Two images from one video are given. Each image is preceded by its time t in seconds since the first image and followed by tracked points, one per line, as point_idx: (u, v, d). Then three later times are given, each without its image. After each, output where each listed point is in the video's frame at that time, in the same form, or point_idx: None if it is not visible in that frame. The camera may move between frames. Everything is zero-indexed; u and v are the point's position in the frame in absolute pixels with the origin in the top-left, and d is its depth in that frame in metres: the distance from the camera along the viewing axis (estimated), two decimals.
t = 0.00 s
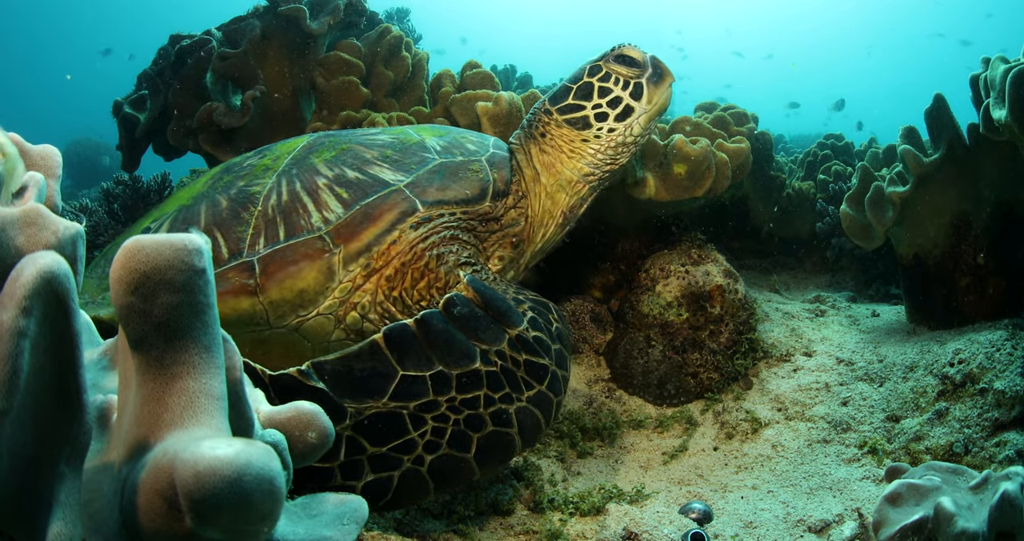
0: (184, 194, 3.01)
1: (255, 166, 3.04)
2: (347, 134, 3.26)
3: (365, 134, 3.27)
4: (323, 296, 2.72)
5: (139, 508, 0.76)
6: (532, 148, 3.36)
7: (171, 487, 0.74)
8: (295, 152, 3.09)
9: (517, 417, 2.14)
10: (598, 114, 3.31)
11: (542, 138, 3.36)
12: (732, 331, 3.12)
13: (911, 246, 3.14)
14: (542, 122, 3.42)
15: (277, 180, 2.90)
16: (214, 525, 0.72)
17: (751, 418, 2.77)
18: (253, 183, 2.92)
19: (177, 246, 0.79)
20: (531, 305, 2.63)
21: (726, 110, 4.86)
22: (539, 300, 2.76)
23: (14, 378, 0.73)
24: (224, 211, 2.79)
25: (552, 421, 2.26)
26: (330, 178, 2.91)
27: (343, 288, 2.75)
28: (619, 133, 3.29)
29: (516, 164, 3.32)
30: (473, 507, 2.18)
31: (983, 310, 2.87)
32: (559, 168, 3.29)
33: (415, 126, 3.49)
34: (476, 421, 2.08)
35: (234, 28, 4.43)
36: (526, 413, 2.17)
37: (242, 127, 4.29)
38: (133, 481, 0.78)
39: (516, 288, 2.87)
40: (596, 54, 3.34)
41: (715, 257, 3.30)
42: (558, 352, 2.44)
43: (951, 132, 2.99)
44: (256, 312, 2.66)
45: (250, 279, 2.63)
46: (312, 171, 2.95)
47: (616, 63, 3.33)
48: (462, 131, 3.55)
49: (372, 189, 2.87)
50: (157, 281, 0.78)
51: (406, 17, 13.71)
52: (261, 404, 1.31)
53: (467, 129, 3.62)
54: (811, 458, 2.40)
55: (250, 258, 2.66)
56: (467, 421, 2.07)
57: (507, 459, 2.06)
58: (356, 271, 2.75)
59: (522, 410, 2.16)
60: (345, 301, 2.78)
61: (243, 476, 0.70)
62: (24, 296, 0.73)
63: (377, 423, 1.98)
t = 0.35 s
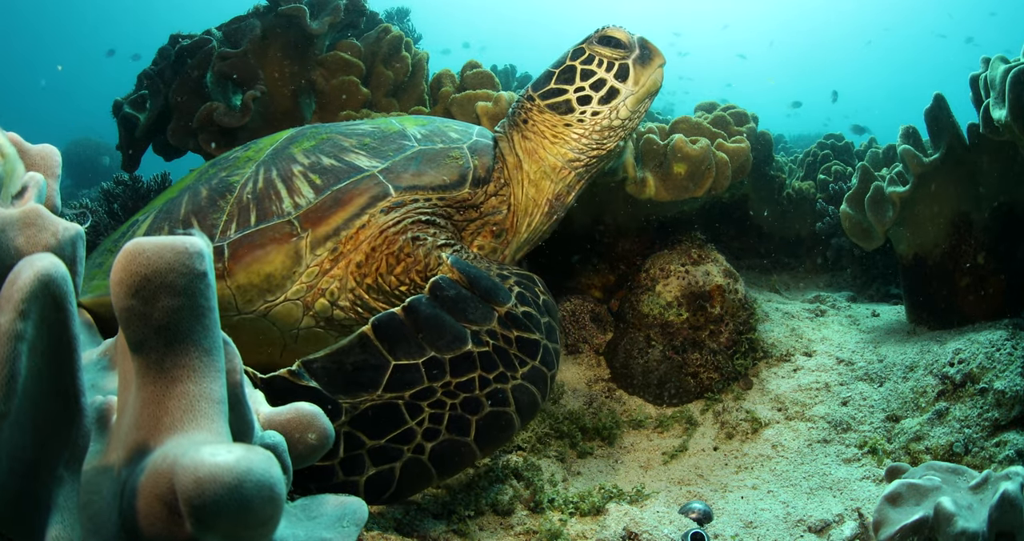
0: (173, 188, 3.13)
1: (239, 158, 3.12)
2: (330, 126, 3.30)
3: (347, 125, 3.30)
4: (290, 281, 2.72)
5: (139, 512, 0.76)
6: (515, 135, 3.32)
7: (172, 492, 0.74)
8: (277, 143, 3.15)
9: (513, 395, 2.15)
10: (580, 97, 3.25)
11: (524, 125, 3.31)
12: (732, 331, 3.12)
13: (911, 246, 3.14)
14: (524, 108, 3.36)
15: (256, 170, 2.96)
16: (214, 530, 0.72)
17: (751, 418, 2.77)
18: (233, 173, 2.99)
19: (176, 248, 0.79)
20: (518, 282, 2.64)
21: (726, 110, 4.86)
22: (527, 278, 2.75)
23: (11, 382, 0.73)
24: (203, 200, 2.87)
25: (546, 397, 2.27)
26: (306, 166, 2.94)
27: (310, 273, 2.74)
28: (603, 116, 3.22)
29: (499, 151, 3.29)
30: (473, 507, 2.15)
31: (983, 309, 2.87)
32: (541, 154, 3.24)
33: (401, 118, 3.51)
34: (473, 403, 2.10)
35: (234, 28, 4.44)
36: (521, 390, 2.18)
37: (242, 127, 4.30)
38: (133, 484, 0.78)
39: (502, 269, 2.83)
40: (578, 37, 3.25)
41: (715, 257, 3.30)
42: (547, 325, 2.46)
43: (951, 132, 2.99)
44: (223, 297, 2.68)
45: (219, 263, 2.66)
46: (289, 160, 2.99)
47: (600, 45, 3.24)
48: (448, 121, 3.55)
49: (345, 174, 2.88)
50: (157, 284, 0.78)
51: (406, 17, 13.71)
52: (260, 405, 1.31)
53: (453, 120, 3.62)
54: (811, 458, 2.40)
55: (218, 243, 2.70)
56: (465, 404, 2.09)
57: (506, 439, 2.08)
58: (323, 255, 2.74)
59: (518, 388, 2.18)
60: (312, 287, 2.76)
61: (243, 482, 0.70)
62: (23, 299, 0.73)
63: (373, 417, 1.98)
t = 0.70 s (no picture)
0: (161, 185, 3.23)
1: (223, 153, 3.22)
2: (312, 120, 3.38)
3: (330, 120, 3.37)
4: (264, 270, 2.74)
5: (140, 511, 0.76)
6: (496, 126, 3.30)
7: (173, 490, 0.74)
8: (260, 138, 3.24)
9: (501, 370, 2.17)
10: (560, 85, 3.23)
11: (505, 115, 3.30)
12: (732, 331, 3.12)
13: (912, 246, 3.13)
14: (504, 99, 3.34)
15: (237, 163, 3.05)
16: (215, 528, 0.72)
17: (751, 418, 2.77)
18: (216, 167, 3.09)
19: (176, 247, 0.79)
20: (499, 257, 2.64)
21: (726, 110, 4.86)
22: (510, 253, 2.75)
23: (13, 381, 0.73)
24: (186, 193, 2.97)
25: (535, 371, 2.28)
26: (285, 157, 3.01)
27: (284, 261, 2.77)
28: (583, 104, 3.20)
29: (481, 142, 3.29)
30: (473, 506, 2.13)
31: (985, 310, 2.87)
32: (522, 144, 3.22)
33: (385, 112, 3.57)
34: (460, 382, 2.11)
35: (234, 28, 4.44)
36: (508, 365, 2.20)
37: (242, 127, 4.30)
38: (134, 483, 0.78)
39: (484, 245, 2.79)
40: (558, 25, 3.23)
41: (715, 257, 3.30)
42: (530, 299, 2.47)
43: (951, 132, 2.99)
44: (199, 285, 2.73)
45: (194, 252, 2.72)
46: (270, 152, 3.07)
47: (579, 32, 3.22)
48: (430, 114, 3.61)
49: (322, 164, 2.93)
50: (157, 282, 0.78)
51: (406, 17, 13.71)
52: (261, 405, 1.31)
53: (436, 113, 3.68)
54: (811, 458, 2.40)
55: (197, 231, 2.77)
56: (452, 383, 2.10)
57: (499, 415, 2.09)
58: (297, 243, 2.78)
59: (505, 363, 2.20)
60: (287, 275, 2.78)
61: (244, 479, 0.70)
62: (24, 299, 0.73)
63: (361, 403, 1.99)
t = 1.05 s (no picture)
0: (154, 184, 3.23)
1: (216, 150, 3.23)
2: (305, 117, 3.38)
3: (322, 116, 3.36)
4: (259, 262, 2.74)
5: (140, 510, 0.76)
6: (484, 120, 3.36)
7: (173, 488, 0.74)
8: (252, 135, 3.24)
9: (493, 357, 2.17)
10: (544, 78, 3.27)
11: (491, 109, 3.35)
12: (732, 331, 3.12)
13: (912, 245, 3.14)
14: (491, 93, 3.40)
15: (230, 159, 3.05)
16: (216, 527, 0.72)
17: (751, 417, 2.77)
18: (209, 164, 3.10)
19: (176, 245, 0.79)
20: (490, 243, 2.65)
21: (726, 110, 4.85)
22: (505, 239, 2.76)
23: (13, 380, 0.73)
24: (180, 189, 2.98)
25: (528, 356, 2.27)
26: (278, 152, 3.01)
27: (279, 253, 2.77)
28: (568, 96, 3.24)
29: (471, 135, 3.34)
30: (473, 506, 2.13)
31: (984, 311, 2.85)
32: (508, 136, 3.26)
33: (377, 108, 3.56)
34: (454, 372, 2.10)
35: (234, 28, 4.44)
36: (500, 351, 2.19)
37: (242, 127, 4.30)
38: (134, 482, 0.78)
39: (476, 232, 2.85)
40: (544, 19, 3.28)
41: (715, 257, 3.30)
42: (523, 285, 2.47)
43: (950, 131, 2.99)
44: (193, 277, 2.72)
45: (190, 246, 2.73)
46: (262, 147, 3.07)
47: (564, 25, 3.27)
48: (422, 109, 3.61)
49: (315, 158, 2.93)
50: (157, 281, 0.78)
51: (406, 17, 13.69)
52: (261, 404, 1.31)
53: (428, 108, 3.68)
54: (811, 458, 2.40)
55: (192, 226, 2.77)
56: (446, 372, 2.09)
57: (492, 400, 2.09)
58: (291, 235, 2.77)
59: (497, 349, 2.19)
60: (282, 267, 2.77)
61: (245, 477, 0.70)
62: (24, 298, 0.73)
63: (358, 397, 1.98)
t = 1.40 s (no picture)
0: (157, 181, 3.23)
1: (221, 146, 3.25)
2: (307, 113, 3.41)
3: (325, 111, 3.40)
4: (276, 248, 2.76)
5: (140, 509, 0.76)
6: (482, 111, 3.43)
7: (174, 487, 0.74)
8: (256, 130, 3.27)
9: (487, 359, 2.16)
10: (539, 70, 3.34)
11: (489, 101, 3.42)
12: (732, 331, 3.12)
13: (911, 245, 3.14)
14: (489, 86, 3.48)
15: (237, 152, 3.08)
16: (216, 526, 0.72)
17: (751, 417, 2.77)
18: (215, 158, 3.12)
19: (176, 245, 0.79)
20: (498, 241, 2.58)
21: (726, 110, 4.85)
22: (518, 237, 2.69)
23: (14, 379, 0.73)
24: (187, 183, 3.00)
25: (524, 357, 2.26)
26: (286, 144, 3.05)
27: (295, 239, 2.79)
28: (562, 87, 3.31)
29: (471, 126, 3.40)
30: (474, 505, 2.12)
31: (986, 310, 2.86)
32: (506, 126, 3.31)
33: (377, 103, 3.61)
34: (449, 373, 2.10)
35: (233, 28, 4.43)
36: (495, 354, 2.18)
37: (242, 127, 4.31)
38: (134, 481, 0.78)
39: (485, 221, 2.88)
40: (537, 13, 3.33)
41: (715, 257, 3.30)
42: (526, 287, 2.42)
43: (950, 132, 2.98)
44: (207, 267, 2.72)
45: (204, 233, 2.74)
46: (269, 140, 3.10)
47: (556, 19, 3.32)
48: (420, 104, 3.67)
49: (324, 148, 2.98)
50: (157, 281, 0.78)
51: (406, 17, 13.68)
52: (261, 404, 1.31)
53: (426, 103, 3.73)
54: (811, 458, 2.40)
55: (205, 216, 2.80)
56: (441, 374, 2.10)
57: (486, 400, 2.09)
58: (307, 220, 2.80)
59: (492, 351, 2.18)
60: (298, 252, 2.79)
61: (245, 476, 0.70)
62: (25, 297, 0.73)
63: (359, 402, 1.99)
